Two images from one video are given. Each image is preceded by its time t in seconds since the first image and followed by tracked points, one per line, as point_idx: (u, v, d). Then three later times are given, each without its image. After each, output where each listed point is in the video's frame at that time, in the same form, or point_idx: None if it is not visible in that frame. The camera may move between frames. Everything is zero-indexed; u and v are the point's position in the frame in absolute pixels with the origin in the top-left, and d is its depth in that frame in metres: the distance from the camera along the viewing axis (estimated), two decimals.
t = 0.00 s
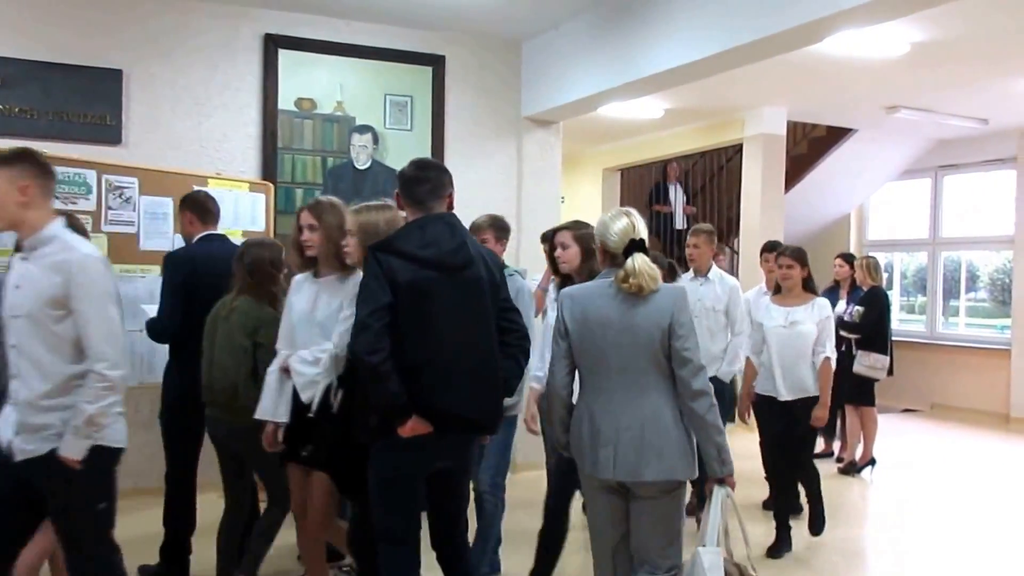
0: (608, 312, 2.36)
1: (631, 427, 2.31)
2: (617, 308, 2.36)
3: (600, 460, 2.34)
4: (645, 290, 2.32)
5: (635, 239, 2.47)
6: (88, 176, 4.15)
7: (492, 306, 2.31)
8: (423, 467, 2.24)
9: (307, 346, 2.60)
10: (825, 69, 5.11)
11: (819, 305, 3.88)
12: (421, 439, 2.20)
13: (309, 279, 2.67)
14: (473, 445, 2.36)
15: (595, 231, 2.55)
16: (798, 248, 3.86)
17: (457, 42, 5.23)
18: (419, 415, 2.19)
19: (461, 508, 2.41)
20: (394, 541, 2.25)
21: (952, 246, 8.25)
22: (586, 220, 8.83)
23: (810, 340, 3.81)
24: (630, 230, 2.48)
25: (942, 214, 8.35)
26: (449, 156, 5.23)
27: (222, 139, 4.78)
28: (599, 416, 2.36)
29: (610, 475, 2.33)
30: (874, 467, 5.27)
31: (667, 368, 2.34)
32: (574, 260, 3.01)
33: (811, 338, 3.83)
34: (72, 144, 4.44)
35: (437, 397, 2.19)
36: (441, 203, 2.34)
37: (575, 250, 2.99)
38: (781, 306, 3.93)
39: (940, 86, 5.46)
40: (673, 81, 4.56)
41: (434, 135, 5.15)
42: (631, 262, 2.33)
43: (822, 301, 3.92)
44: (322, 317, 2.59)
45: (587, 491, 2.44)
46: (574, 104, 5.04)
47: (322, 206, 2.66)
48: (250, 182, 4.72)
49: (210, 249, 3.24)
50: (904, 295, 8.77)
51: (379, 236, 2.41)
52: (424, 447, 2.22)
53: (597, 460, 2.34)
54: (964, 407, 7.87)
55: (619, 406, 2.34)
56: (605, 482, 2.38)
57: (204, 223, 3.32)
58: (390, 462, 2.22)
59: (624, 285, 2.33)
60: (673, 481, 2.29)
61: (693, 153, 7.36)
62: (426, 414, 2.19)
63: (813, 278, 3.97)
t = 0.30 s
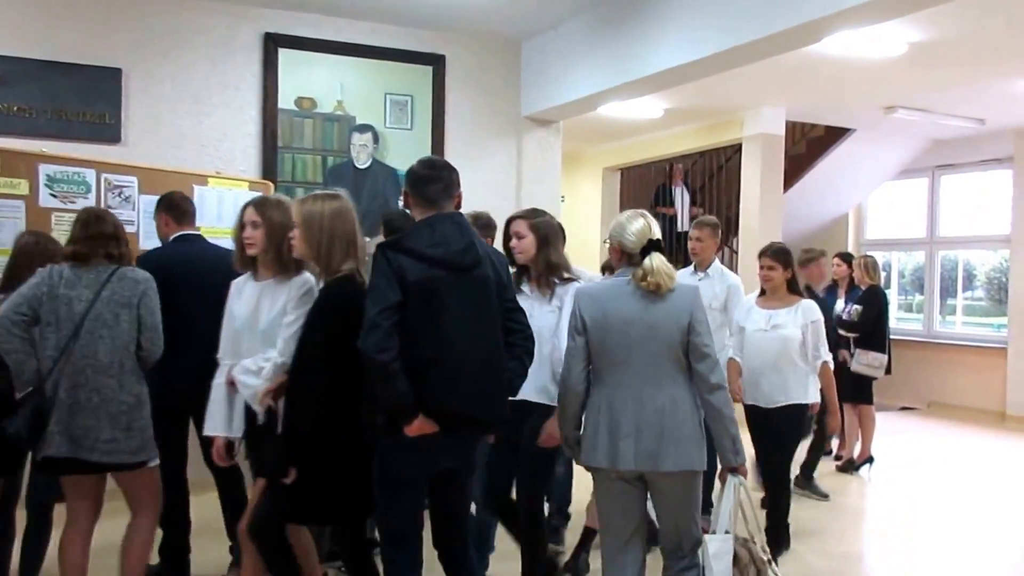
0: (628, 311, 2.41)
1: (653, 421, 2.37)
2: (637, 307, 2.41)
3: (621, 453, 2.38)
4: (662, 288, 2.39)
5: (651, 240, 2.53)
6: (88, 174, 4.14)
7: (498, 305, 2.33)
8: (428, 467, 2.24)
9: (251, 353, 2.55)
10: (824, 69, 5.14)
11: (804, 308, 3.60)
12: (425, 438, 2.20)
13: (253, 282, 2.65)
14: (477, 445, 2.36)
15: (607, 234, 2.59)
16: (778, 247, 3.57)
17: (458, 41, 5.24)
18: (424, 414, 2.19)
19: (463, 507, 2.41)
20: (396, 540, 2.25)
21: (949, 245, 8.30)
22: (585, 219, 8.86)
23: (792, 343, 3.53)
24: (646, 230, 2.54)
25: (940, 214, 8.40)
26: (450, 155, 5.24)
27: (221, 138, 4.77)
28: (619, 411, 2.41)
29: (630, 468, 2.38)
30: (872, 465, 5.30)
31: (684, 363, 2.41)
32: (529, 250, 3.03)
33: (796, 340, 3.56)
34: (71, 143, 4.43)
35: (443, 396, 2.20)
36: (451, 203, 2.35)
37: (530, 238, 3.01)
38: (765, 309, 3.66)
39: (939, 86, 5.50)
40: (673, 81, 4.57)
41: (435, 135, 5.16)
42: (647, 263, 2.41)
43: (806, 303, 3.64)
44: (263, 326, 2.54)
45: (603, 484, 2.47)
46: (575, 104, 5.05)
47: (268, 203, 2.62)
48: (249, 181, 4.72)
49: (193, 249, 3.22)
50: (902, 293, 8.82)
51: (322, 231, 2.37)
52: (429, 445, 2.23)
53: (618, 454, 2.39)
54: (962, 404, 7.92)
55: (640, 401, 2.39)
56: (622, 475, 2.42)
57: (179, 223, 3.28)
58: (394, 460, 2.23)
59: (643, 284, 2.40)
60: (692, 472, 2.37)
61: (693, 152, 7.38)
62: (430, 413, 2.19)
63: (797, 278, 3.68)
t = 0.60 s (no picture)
0: (666, 309, 2.45)
1: (689, 417, 2.44)
2: (673, 305, 2.46)
3: (659, 450, 2.41)
4: (694, 287, 2.47)
5: (680, 240, 2.58)
6: (87, 173, 4.13)
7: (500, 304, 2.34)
8: (427, 466, 2.24)
9: (174, 354, 2.14)
10: (823, 68, 5.15)
11: (785, 304, 3.43)
12: (426, 436, 2.21)
13: (187, 275, 2.22)
14: (476, 443, 2.36)
15: (634, 233, 2.64)
16: (756, 240, 3.40)
17: (457, 41, 5.25)
18: (426, 412, 2.20)
19: (461, 504, 2.41)
20: (391, 539, 2.25)
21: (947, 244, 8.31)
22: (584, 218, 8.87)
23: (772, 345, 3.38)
24: (675, 230, 2.59)
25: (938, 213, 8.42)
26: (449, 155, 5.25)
27: (220, 137, 4.77)
28: (655, 408, 2.43)
29: (666, 463, 2.41)
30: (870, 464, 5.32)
31: (709, 361, 2.51)
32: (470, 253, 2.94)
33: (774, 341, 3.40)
34: (69, 142, 4.42)
35: (445, 395, 2.20)
36: (452, 201, 2.35)
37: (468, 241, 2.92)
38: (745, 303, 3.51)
39: (937, 85, 5.52)
40: (672, 80, 4.58)
41: (434, 134, 5.17)
42: (677, 262, 2.48)
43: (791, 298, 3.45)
44: (189, 322, 2.12)
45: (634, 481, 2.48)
46: (573, 103, 5.06)
47: (202, 191, 2.20)
48: (248, 180, 4.72)
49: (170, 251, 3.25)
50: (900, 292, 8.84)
51: (257, 224, 2.04)
52: (430, 444, 2.23)
53: (655, 450, 2.41)
54: (960, 402, 7.94)
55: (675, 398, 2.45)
56: (651, 471, 2.46)
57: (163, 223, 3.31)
58: (393, 457, 2.24)
59: (674, 283, 2.46)
60: (716, 465, 2.48)
61: (691, 151, 7.39)
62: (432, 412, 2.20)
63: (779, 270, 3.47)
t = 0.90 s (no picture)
0: (702, 305, 2.59)
1: (723, 407, 2.60)
2: (709, 301, 2.60)
3: (702, 439, 2.55)
4: (727, 283, 2.62)
5: (712, 235, 2.71)
6: (85, 172, 4.12)
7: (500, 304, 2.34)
8: (425, 464, 2.25)
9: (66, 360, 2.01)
10: (821, 67, 5.16)
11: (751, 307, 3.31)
12: (426, 435, 2.22)
13: (91, 281, 2.11)
14: (473, 442, 2.37)
15: (667, 226, 2.76)
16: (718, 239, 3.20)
17: (455, 39, 5.25)
18: (426, 412, 2.20)
19: (457, 501, 2.42)
20: (388, 536, 2.27)
21: (944, 242, 8.32)
22: (582, 216, 8.87)
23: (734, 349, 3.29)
24: (708, 225, 2.72)
25: (935, 211, 8.43)
26: (447, 153, 5.25)
27: (219, 136, 4.78)
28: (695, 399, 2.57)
29: (708, 452, 2.56)
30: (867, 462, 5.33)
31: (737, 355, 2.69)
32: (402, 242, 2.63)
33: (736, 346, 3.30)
34: (67, 140, 4.43)
35: (445, 395, 2.20)
36: (450, 201, 2.36)
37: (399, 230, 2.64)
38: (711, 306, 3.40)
39: (934, 85, 5.53)
40: (669, 79, 4.59)
41: (433, 132, 5.17)
42: (710, 256, 2.61)
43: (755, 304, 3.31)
44: (86, 329, 2.01)
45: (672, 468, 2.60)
46: (571, 102, 5.07)
47: (97, 189, 2.08)
48: (247, 178, 4.72)
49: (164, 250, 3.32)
50: (898, 290, 8.86)
51: (171, 226, 1.94)
52: (430, 443, 2.24)
53: (698, 440, 2.55)
54: (958, 400, 7.96)
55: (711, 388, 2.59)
56: (690, 463, 2.59)
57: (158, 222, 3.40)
58: (391, 456, 2.25)
59: (708, 277, 2.60)
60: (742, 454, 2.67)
61: (689, 149, 7.39)
62: (432, 411, 2.21)
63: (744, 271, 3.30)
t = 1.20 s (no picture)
0: (725, 301, 2.62)
1: (745, 404, 2.64)
2: (731, 298, 2.64)
3: (728, 436, 2.58)
4: (746, 279, 2.65)
5: (732, 232, 2.71)
6: (83, 171, 4.12)
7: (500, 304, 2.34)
8: (423, 463, 2.26)
9: None
10: (818, 66, 5.17)
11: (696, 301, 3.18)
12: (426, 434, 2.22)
13: None
14: (470, 440, 2.37)
15: (688, 223, 2.76)
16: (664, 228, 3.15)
17: (453, 38, 5.25)
18: (425, 411, 2.20)
19: (456, 500, 2.43)
20: (388, 535, 2.28)
21: (941, 241, 8.34)
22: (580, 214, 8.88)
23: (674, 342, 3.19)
24: (728, 223, 2.71)
25: (932, 209, 8.44)
26: (445, 152, 5.26)
27: (217, 135, 4.78)
28: (720, 396, 2.60)
29: (734, 448, 2.59)
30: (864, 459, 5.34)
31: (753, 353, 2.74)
32: (334, 245, 2.41)
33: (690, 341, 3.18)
34: (65, 139, 4.42)
35: (445, 393, 2.21)
36: (447, 200, 2.36)
37: (337, 229, 2.40)
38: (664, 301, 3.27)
39: (931, 83, 5.54)
40: (667, 78, 4.60)
41: (431, 131, 5.17)
42: (732, 253, 2.65)
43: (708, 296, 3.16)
44: None
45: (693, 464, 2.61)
46: (569, 101, 5.08)
47: None
48: (245, 177, 4.73)
49: (157, 249, 3.36)
50: (895, 288, 8.88)
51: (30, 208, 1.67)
52: (429, 441, 2.25)
53: (725, 437, 2.58)
54: (955, 398, 7.97)
55: (734, 385, 2.63)
56: (713, 460, 2.62)
57: (156, 221, 3.40)
58: (391, 454, 2.25)
59: (729, 274, 2.64)
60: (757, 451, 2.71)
61: (687, 148, 7.40)
62: (432, 410, 2.21)
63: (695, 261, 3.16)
